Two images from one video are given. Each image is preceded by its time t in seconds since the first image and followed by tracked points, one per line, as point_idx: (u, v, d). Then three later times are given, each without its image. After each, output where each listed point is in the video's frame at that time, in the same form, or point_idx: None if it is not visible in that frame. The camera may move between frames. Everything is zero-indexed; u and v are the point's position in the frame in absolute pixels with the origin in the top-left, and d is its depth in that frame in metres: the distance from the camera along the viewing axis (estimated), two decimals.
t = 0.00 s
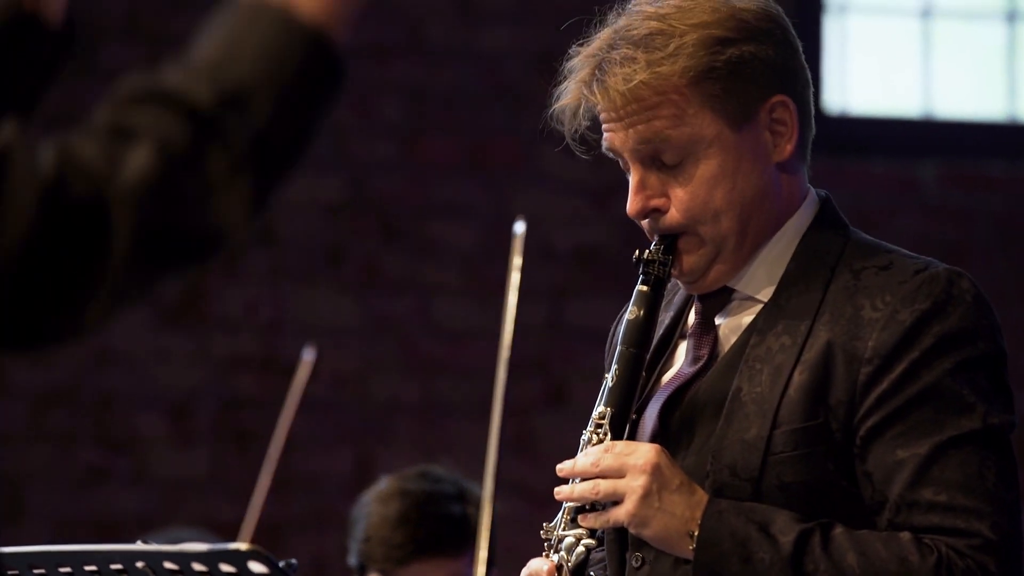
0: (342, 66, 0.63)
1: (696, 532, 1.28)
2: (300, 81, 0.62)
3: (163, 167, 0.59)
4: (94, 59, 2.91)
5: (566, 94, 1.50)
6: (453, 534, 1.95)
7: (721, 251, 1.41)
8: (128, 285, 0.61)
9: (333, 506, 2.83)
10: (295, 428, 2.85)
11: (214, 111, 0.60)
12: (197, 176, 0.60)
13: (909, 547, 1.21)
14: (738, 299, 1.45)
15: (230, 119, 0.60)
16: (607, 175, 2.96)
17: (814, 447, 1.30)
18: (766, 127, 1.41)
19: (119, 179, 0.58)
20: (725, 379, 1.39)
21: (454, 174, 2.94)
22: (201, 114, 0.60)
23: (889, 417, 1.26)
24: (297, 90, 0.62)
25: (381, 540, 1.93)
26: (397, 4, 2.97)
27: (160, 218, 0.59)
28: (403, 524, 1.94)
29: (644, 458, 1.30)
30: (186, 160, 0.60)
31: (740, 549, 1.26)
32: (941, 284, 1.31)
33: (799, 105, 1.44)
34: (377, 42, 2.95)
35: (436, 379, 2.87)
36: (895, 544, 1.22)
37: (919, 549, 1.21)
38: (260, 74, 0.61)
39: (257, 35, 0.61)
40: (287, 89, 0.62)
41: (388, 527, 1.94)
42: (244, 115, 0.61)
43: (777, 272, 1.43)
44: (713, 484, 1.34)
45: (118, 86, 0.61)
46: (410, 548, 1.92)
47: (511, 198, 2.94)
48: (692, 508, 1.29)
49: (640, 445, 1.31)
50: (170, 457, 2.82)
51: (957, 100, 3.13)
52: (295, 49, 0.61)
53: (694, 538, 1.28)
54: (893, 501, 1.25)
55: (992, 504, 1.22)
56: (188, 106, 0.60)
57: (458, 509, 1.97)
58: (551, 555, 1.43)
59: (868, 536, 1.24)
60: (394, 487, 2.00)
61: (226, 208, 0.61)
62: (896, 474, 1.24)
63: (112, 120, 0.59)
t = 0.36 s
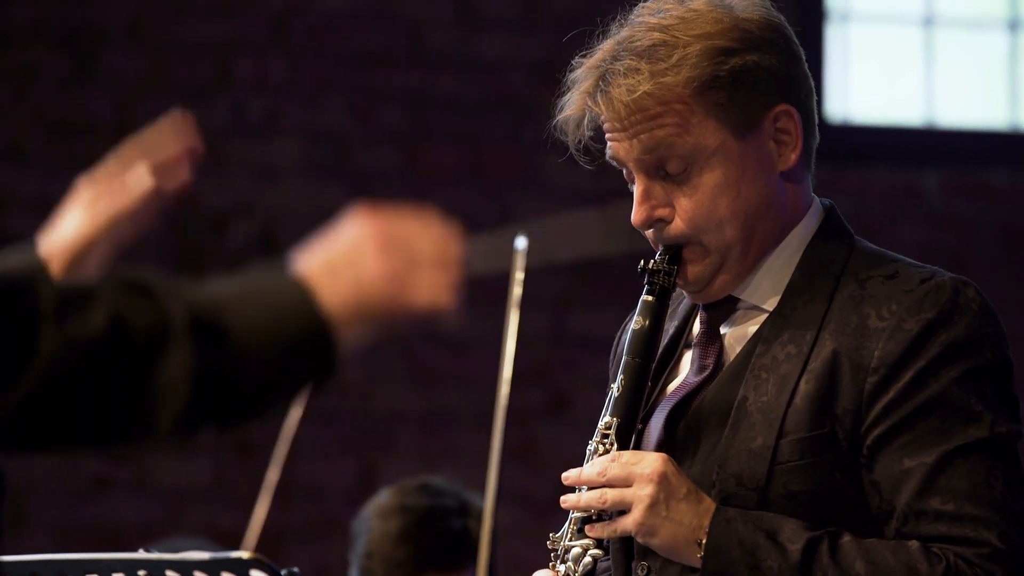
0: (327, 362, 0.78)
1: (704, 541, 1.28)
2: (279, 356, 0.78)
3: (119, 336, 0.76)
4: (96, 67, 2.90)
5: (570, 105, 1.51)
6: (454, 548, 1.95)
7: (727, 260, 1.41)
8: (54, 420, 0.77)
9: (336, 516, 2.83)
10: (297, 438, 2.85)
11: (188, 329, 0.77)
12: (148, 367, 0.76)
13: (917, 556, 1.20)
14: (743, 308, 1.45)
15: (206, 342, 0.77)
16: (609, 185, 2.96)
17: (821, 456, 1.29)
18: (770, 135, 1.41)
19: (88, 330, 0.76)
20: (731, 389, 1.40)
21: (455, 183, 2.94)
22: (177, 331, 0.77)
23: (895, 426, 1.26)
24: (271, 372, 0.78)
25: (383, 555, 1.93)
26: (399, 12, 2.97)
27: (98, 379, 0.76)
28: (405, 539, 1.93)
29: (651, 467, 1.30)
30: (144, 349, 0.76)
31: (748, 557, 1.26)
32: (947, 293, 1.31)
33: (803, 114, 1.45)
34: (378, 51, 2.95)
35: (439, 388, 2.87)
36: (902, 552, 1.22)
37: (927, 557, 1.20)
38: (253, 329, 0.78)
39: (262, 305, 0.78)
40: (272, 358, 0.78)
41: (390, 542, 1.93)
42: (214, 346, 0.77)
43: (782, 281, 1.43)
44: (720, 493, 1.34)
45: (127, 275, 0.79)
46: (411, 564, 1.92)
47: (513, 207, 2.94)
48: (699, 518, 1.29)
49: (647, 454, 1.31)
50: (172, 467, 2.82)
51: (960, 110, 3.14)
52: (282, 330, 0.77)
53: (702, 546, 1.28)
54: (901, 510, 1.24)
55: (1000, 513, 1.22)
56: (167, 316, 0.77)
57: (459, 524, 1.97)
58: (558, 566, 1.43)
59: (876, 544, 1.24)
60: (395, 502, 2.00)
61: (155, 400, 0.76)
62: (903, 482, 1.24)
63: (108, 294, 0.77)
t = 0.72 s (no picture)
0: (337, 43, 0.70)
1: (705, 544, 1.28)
2: (296, 49, 0.69)
3: (160, 116, 0.66)
4: (98, 72, 2.91)
5: (573, 108, 1.51)
6: (456, 553, 1.94)
7: (730, 265, 1.41)
8: (154, 231, 0.66)
9: (337, 521, 2.83)
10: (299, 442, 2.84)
11: (213, 71, 0.67)
12: (192, 126, 0.67)
13: (917, 560, 1.20)
14: (744, 313, 1.45)
15: (226, 78, 0.68)
16: (611, 190, 2.96)
17: (821, 461, 1.29)
18: (774, 140, 1.41)
19: (117, 147, 0.64)
20: (732, 394, 1.39)
21: (458, 188, 2.94)
22: (196, 78, 0.67)
23: (897, 431, 1.26)
24: (295, 67, 0.69)
25: (384, 559, 1.93)
26: (401, 17, 2.97)
27: (167, 173, 0.66)
28: (406, 542, 1.93)
29: (652, 470, 1.30)
30: (183, 114, 0.66)
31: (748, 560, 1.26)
32: (949, 299, 1.31)
33: (807, 119, 1.45)
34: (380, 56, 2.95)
35: (441, 393, 2.87)
36: (902, 557, 1.21)
37: (927, 562, 1.20)
38: (257, 36, 0.68)
39: (263, 6, 0.69)
40: (293, 57, 0.69)
41: (390, 545, 1.93)
42: (238, 78, 0.68)
43: (785, 285, 1.43)
44: (720, 498, 1.34)
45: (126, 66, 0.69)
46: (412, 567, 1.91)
47: (515, 212, 2.94)
48: (700, 521, 1.28)
49: (648, 457, 1.31)
50: (174, 471, 2.82)
51: (962, 115, 3.14)
52: (288, 25, 0.69)
53: (702, 549, 1.28)
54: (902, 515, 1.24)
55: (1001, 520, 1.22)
56: (184, 73, 0.67)
57: (460, 527, 1.97)
58: (558, 569, 1.43)
59: (877, 549, 1.24)
60: (397, 505, 2.00)
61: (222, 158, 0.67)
62: (905, 488, 1.24)
63: (116, 92, 0.67)
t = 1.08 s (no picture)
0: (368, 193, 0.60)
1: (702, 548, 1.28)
2: (317, 189, 0.58)
3: (145, 232, 0.57)
4: (100, 76, 2.91)
5: (568, 114, 1.51)
6: (458, 556, 1.94)
7: (726, 269, 1.41)
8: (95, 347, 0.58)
9: (339, 524, 2.83)
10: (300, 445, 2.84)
11: (215, 194, 0.58)
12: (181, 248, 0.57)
13: (914, 563, 1.20)
14: (740, 316, 1.45)
15: (233, 205, 0.58)
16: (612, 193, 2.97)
17: (817, 465, 1.29)
18: (769, 143, 1.41)
19: (85, 243, 0.56)
20: (728, 398, 1.39)
21: (458, 191, 2.94)
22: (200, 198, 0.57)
23: (893, 434, 1.25)
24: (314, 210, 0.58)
25: (386, 562, 1.93)
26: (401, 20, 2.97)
27: (127, 285, 0.57)
28: (408, 545, 1.93)
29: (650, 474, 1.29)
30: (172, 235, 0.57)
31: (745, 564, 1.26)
32: (944, 302, 1.30)
33: (801, 122, 1.45)
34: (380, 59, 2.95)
35: (442, 396, 2.87)
36: (899, 560, 1.21)
37: (924, 565, 1.20)
38: (280, 171, 0.58)
39: (296, 141, 0.59)
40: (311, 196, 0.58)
41: (393, 548, 1.93)
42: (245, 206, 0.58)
43: (781, 288, 1.43)
44: (717, 501, 1.34)
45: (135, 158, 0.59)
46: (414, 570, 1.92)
47: (515, 214, 2.94)
48: (697, 524, 1.28)
49: (645, 460, 1.30)
50: (175, 473, 2.83)
51: (963, 117, 3.13)
52: (313, 164, 0.58)
53: (699, 553, 1.28)
54: (898, 518, 1.24)
55: (998, 523, 1.21)
56: (184, 186, 0.57)
57: (462, 531, 1.96)
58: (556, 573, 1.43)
59: (874, 552, 1.23)
60: (399, 508, 2.00)
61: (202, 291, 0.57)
62: (901, 491, 1.24)
63: (115, 185, 0.58)
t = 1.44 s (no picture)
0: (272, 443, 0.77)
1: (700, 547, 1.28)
2: (229, 419, 0.75)
3: (82, 394, 0.72)
4: (99, 74, 2.91)
5: (564, 113, 1.51)
6: (458, 552, 1.94)
7: (725, 266, 1.40)
8: None
9: (339, 522, 2.83)
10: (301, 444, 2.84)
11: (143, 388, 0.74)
12: (88, 427, 0.71)
13: (913, 560, 1.20)
14: (739, 315, 1.45)
15: (150, 405, 0.74)
16: (612, 191, 2.97)
17: (816, 462, 1.29)
18: (767, 141, 1.41)
19: (29, 384, 0.70)
20: (727, 395, 1.40)
21: (459, 189, 2.94)
22: (124, 389, 0.73)
23: (892, 431, 1.25)
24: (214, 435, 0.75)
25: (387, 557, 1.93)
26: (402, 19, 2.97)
27: (44, 428, 0.71)
28: (410, 540, 1.93)
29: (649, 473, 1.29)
30: (89, 412, 0.72)
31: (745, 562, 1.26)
32: (943, 298, 1.30)
33: (799, 119, 1.45)
34: (381, 58, 2.94)
35: (442, 394, 2.88)
36: (899, 558, 1.21)
37: (924, 562, 1.20)
38: (205, 395, 0.75)
39: (223, 382, 0.76)
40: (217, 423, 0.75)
41: (394, 544, 1.93)
42: (157, 409, 0.74)
43: (779, 285, 1.43)
44: (717, 499, 1.34)
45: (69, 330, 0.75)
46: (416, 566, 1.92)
47: (516, 212, 2.94)
48: (695, 523, 1.28)
49: (644, 459, 1.30)
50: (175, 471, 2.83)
51: (963, 115, 3.13)
52: (236, 403, 0.75)
53: (699, 551, 1.28)
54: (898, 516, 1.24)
55: (997, 519, 1.21)
56: (112, 377, 0.73)
57: (463, 526, 1.97)
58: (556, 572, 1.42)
59: (873, 550, 1.23)
60: (400, 503, 2.00)
61: (95, 460, 0.71)
62: (901, 488, 1.24)
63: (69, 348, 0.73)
